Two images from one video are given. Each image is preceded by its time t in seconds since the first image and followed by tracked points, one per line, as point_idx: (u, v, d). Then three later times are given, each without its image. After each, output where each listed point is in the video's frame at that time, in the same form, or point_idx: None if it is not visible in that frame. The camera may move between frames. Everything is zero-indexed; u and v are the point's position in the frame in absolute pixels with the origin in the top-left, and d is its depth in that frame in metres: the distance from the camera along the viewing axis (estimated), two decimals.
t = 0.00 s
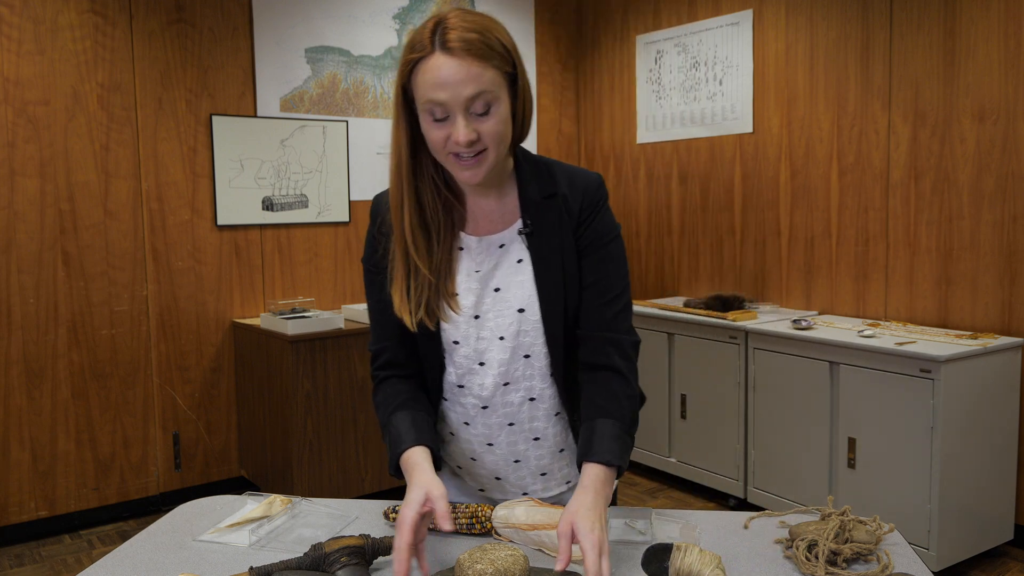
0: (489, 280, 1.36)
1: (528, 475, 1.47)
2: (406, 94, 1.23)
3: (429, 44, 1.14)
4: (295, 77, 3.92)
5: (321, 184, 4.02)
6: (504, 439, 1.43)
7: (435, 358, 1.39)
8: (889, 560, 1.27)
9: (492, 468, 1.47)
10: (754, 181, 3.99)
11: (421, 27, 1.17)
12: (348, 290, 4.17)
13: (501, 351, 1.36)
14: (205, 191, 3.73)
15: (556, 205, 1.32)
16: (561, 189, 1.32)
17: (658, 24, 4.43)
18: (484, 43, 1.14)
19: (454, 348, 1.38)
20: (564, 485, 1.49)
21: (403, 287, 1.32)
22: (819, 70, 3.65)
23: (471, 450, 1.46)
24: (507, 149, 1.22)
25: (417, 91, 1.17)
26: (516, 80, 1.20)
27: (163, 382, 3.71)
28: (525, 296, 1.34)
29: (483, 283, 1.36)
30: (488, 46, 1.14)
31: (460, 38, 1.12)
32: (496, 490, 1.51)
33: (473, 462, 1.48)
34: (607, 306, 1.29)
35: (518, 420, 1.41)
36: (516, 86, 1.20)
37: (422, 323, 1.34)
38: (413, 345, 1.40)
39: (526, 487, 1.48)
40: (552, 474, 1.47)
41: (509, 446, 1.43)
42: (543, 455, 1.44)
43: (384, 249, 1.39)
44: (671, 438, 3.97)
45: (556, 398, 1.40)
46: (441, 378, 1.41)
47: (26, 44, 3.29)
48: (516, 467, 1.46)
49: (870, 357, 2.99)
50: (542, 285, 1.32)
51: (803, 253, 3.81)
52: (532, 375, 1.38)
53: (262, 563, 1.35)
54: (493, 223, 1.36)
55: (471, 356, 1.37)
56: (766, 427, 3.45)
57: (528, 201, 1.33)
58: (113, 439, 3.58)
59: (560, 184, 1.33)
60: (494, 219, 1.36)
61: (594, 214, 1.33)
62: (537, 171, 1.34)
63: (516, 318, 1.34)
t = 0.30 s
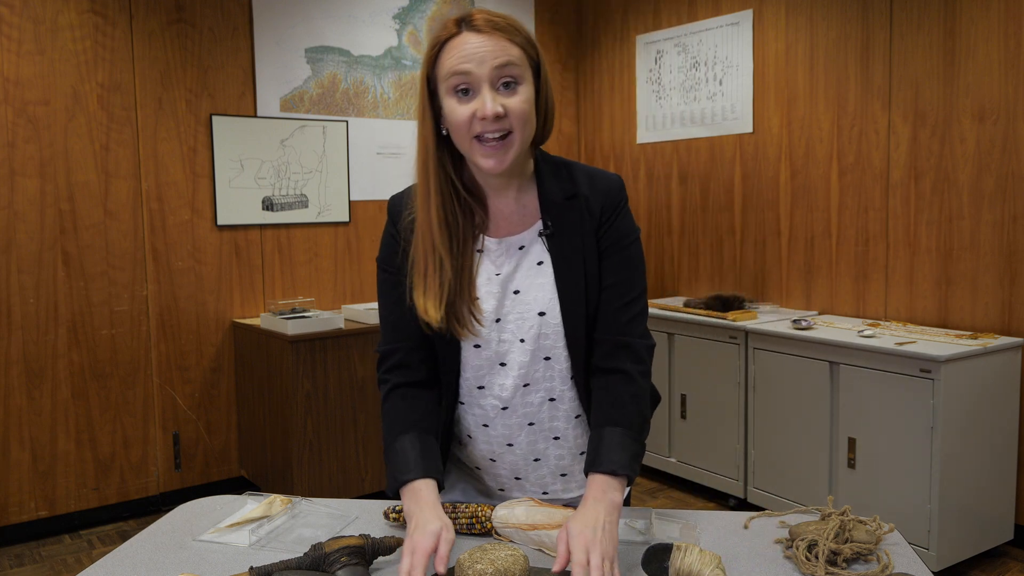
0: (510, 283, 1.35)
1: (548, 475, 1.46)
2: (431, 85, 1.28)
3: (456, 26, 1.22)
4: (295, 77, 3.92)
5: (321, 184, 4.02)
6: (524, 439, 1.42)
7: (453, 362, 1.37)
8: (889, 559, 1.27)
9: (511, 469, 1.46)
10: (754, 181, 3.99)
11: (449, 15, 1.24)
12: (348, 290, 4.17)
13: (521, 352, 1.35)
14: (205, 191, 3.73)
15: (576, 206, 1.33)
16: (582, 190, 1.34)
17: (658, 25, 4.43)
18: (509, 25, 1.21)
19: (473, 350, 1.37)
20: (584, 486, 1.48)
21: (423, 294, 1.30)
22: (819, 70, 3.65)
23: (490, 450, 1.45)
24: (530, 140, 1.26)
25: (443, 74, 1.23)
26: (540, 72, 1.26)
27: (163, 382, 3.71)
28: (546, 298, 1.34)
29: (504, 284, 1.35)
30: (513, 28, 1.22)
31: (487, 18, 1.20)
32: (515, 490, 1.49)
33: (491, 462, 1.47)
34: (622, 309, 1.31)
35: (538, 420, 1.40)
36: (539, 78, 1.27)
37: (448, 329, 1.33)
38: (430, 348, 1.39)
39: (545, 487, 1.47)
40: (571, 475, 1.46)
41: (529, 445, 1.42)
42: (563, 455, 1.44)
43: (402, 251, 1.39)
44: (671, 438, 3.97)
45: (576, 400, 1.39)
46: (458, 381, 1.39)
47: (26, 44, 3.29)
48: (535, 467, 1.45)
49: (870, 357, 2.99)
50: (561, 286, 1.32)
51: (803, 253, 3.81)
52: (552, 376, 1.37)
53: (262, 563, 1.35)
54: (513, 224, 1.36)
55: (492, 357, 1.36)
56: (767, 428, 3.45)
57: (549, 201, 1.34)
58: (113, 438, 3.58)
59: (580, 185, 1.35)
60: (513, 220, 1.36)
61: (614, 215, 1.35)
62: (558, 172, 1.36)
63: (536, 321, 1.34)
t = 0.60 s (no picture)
0: (515, 283, 1.35)
1: (548, 479, 1.45)
2: (445, 81, 1.29)
3: (470, 22, 1.22)
4: (295, 77, 3.92)
5: (321, 184, 4.02)
6: (524, 442, 1.41)
7: (457, 362, 1.37)
8: (889, 559, 1.27)
9: (511, 473, 1.45)
10: (754, 181, 3.99)
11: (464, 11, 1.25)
12: (348, 290, 4.17)
13: (525, 353, 1.35)
14: (205, 191, 3.73)
15: (585, 209, 1.33)
16: (591, 192, 1.34)
17: (658, 25, 4.43)
18: (524, 21, 1.22)
19: (477, 350, 1.36)
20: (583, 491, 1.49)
21: (434, 291, 1.30)
22: (819, 70, 3.65)
23: (491, 452, 1.44)
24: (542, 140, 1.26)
25: (457, 69, 1.23)
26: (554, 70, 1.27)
27: (163, 382, 3.71)
28: (551, 299, 1.34)
29: (509, 285, 1.34)
30: (527, 24, 1.22)
31: (502, 13, 1.20)
32: (515, 494, 1.49)
33: (492, 465, 1.46)
34: (627, 314, 1.32)
35: (540, 423, 1.39)
36: (553, 77, 1.27)
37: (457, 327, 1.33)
38: (436, 348, 1.39)
39: (545, 491, 1.47)
40: (571, 479, 1.46)
41: (529, 449, 1.42)
42: (563, 459, 1.43)
43: (411, 247, 1.39)
44: (671, 438, 3.97)
45: (577, 404, 1.39)
46: (462, 380, 1.39)
47: (26, 44, 3.29)
48: (535, 471, 1.44)
49: (870, 357, 2.99)
50: (566, 288, 1.32)
51: (803, 253, 3.81)
52: (555, 379, 1.37)
53: (262, 563, 1.35)
54: (523, 223, 1.36)
55: (496, 358, 1.36)
56: (767, 428, 3.45)
57: (558, 202, 1.34)
58: (112, 439, 3.58)
59: (589, 188, 1.35)
60: (523, 219, 1.36)
61: (622, 219, 1.35)
62: (567, 173, 1.36)
63: (541, 322, 1.33)
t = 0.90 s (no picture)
0: (516, 284, 1.34)
1: (546, 480, 1.45)
2: (445, 82, 1.29)
3: (471, 23, 1.22)
4: (295, 77, 3.92)
5: (321, 184, 4.02)
6: (523, 443, 1.41)
7: (457, 363, 1.37)
8: (889, 560, 1.27)
9: (510, 473, 1.45)
10: (754, 180, 3.99)
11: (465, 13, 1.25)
12: (348, 290, 4.17)
13: (525, 354, 1.35)
14: (205, 191, 3.73)
15: (586, 210, 1.33)
16: (592, 193, 1.34)
17: (658, 25, 4.43)
18: (524, 23, 1.22)
19: (477, 350, 1.36)
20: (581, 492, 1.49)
21: (434, 292, 1.30)
22: (819, 70, 3.65)
23: (490, 452, 1.44)
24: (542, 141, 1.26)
25: (456, 70, 1.23)
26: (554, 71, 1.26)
27: (163, 382, 3.71)
28: (551, 299, 1.34)
29: (509, 286, 1.34)
30: (528, 26, 1.22)
31: (503, 15, 1.20)
32: (514, 494, 1.49)
33: (491, 465, 1.46)
34: (627, 314, 1.32)
35: (539, 424, 1.39)
36: (553, 77, 1.27)
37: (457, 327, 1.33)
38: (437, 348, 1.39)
39: (544, 492, 1.47)
40: (570, 480, 1.46)
41: (528, 450, 1.41)
42: (562, 460, 1.43)
43: (412, 246, 1.39)
44: (671, 438, 3.97)
45: (576, 405, 1.39)
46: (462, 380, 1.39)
47: (26, 44, 3.29)
48: (534, 472, 1.44)
49: (870, 357, 2.99)
50: (567, 288, 1.32)
51: (803, 253, 3.81)
52: (555, 380, 1.36)
53: (261, 563, 1.35)
54: (524, 224, 1.36)
55: (496, 359, 1.36)
56: (767, 428, 3.45)
57: (559, 203, 1.34)
58: (112, 439, 3.58)
59: (590, 189, 1.35)
60: (524, 220, 1.36)
61: (623, 220, 1.35)
62: (568, 174, 1.36)
63: (541, 322, 1.33)
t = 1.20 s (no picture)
0: (513, 280, 1.35)
1: (543, 478, 1.45)
2: (435, 88, 1.26)
3: (463, 40, 1.17)
4: (295, 77, 3.92)
5: (321, 184, 4.02)
6: (520, 440, 1.41)
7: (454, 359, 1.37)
8: (889, 560, 1.27)
9: (507, 471, 1.45)
10: (754, 180, 3.99)
11: (455, 23, 1.19)
12: (348, 290, 4.17)
13: (521, 350, 1.35)
14: (204, 191, 3.73)
15: (582, 206, 1.33)
16: (588, 190, 1.34)
17: (658, 25, 4.43)
18: (517, 39, 1.16)
19: (473, 346, 1.36)
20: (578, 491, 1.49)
21: (430, 292, 1.31)
22: (819, 70, 3.65)
23: (487, 450, 1.44)
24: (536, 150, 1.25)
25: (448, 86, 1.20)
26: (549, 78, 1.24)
27: (163, 381, 3.71)
28: (547, 296, 1.34)
29: (506, 281, 1.35)
30: (521, 43, 1.17)
31: (496, 34, 1.15)
32: (512, 492, 1.49)
33: (488, 463, 1.46)
34: (624, 310, 1.32)
35: (535, 421, 1.39)
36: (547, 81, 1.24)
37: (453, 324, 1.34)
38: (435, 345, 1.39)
39: (541, 490, 1.47)
40: (567, 479, 1.46)
41: (524, 447, 1.41)
42: (559, 458, 1.43)
43: (410, 243, 1.39)
44: (671, 437, 3.97)
45: (573, 402, 1.39)
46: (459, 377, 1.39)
47: (26, 44, 3.29)
48: (530, 470, 1.44)
49: (869, 357, 2.99)
50: (563, 284, 1.32)
51: (803, 252, 3.81)
52: (551, 377, 1.37)
53: (261, 563, 1.35)
54: (521, 221, 1.36)
55: (491, 355, 1.36)
56: (766, 428, 3.45)
57: (555, 199, 1.33)
58: (112, 438, 3.58)
59: (587, 186, 1.35)
60: (521, 217, 1.36)
61: (619, 216, 1.35)
62: (566, 172, 1.36)
63: (537, 318, 1.34)
